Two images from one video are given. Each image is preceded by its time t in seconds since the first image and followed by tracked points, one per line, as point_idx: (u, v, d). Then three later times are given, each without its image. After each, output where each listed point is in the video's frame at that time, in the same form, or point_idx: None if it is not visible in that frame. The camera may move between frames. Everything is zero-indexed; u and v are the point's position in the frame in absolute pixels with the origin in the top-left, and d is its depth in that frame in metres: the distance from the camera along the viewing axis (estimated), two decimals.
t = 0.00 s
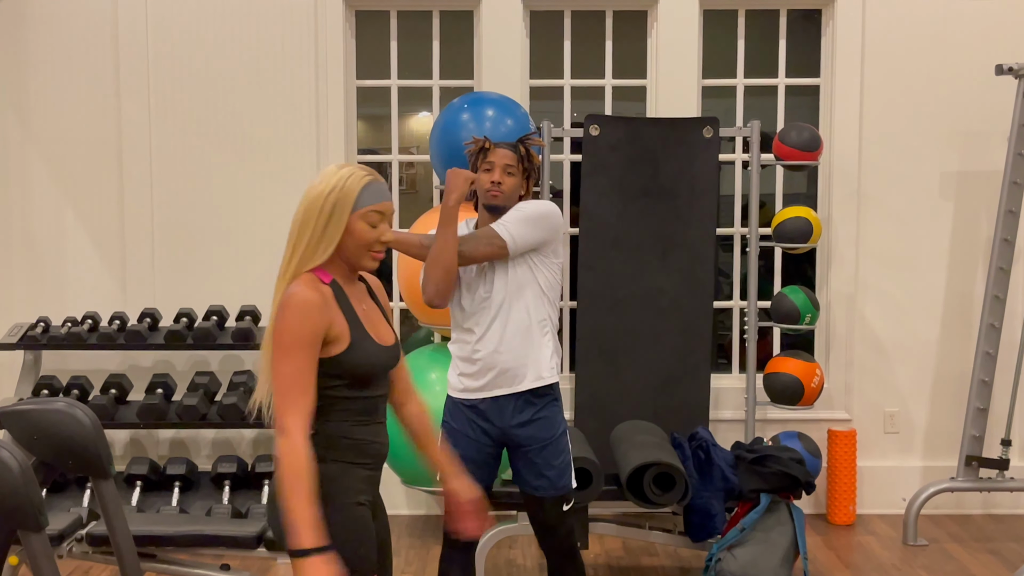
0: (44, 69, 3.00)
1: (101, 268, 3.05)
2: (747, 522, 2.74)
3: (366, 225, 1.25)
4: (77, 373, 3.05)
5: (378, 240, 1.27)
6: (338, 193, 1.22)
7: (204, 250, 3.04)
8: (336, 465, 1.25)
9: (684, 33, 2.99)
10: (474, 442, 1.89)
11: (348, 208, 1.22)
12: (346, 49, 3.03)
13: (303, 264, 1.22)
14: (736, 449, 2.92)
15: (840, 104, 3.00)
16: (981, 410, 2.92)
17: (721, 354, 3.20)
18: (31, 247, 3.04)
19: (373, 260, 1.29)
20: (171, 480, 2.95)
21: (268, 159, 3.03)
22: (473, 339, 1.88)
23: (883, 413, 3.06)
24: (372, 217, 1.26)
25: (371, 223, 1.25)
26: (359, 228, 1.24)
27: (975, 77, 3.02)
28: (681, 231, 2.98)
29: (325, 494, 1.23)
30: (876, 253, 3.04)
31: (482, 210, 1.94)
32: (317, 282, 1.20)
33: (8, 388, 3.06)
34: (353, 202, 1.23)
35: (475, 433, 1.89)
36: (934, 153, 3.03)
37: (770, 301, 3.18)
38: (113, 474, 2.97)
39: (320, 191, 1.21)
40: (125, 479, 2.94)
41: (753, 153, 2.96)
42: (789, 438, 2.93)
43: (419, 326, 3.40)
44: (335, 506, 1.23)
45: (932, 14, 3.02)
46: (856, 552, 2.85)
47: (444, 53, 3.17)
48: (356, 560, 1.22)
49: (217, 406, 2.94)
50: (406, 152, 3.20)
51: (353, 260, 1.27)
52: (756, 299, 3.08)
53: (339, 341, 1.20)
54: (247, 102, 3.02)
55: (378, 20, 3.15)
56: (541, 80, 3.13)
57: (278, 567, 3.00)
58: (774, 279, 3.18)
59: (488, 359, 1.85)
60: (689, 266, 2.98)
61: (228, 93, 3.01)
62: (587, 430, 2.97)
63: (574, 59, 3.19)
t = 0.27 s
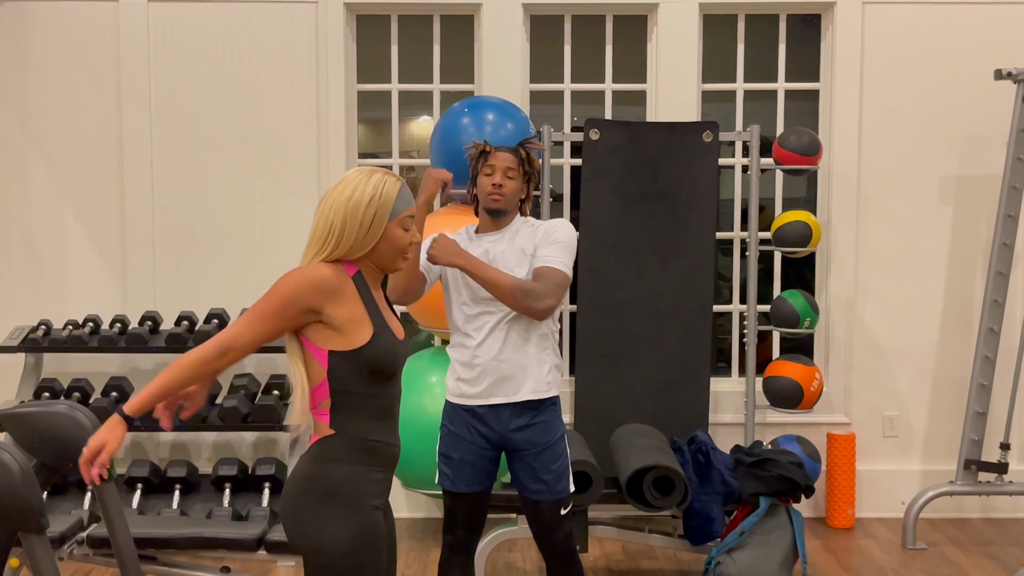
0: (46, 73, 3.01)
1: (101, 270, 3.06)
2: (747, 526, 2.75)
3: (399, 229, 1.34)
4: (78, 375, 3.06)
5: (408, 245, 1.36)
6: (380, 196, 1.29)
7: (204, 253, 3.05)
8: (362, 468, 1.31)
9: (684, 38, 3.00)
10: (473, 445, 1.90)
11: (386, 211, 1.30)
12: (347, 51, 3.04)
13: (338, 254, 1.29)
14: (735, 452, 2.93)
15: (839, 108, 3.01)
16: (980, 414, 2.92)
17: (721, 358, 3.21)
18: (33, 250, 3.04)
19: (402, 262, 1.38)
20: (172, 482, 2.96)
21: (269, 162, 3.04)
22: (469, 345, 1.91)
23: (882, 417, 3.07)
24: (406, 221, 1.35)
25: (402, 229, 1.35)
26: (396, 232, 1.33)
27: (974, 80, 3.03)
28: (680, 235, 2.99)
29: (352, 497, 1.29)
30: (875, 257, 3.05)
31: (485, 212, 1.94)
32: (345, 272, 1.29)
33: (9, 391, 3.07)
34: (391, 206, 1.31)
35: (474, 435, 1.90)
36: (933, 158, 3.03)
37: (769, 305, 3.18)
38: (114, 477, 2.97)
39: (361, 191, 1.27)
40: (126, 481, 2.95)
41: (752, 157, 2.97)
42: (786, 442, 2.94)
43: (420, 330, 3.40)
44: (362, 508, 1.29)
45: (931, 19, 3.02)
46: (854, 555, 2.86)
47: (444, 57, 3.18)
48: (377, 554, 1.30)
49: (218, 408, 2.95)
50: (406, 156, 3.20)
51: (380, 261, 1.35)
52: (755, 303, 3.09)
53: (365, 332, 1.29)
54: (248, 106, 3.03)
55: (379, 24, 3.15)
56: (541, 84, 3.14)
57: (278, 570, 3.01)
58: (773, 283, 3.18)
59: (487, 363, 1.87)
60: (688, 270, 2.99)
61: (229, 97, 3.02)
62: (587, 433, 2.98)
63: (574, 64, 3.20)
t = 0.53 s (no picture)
0: (55, 80, 3.07)
1: (109, 273, 3.12)
2: (742, 524, 2.80)
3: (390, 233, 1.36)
4: (86, 375, 3.12)
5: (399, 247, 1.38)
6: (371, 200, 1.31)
7: (211, 256, 3.11)
8: (362, 466, 1.34)
9: (681, 47, 3.06)
10: (478, 444, 1.95)
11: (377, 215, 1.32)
12: (351, 59, 3.11)
13: (333, 265, 1.31)
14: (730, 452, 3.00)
15: (833, 115, 3.07)
16: (971, 415, 2.99)
17: (717, 359, 3.27)
18: (43, 253, 3.11)
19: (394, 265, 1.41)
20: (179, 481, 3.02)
21: (274, 167, 3.10)
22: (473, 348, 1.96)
23: (875, 418, 3.13)
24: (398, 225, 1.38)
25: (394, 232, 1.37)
26: (387, 235, 1.36)
27: (965, 88, 3.10)
28: (678, 239, 3.05)
29: (355, 495, 1.32)
30: (868, 260, 3.11)
31: (494, 215, 1.99)
32: (339, 283, 1.30)
33: (19, 392, 3.13)
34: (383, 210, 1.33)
35: (479, 435, 1.95)
36: (925, 164, 3.10)
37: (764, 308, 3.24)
38: (121, 475, 3.03)
39: (351, 197, 1.30)
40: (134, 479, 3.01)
41: (748, 163, 3.03)
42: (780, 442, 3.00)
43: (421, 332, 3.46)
44: (364, 505, 1.33)
45: (923, 28, 3.09)
46: (847, 554, 2.92)
47: (446, 64, 3.24)
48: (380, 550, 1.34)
49: (224, 408, 3.01)
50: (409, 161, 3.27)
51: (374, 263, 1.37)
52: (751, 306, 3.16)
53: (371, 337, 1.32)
54: (254, 112, 3.09)
55: (382, 33, 3.22)
56: (541, 91, 3.20)
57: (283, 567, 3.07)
58: (768, 286, 3.25)
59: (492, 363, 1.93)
60: (685, 274, 3.05)
61: (235, 103, 3.09)
62: (585, 433, 3.04)
63: (573, 71, 3.26)
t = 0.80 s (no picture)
0: (85, 95, 3.29)
1: (135, 277, 3.34)
2: (726, 511, 3.00)
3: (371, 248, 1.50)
4: (112, 372, 3.33)
5: (378, 261, 1.53)
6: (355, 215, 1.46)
7: (230, 260, 3.33)
8: (362, 457, 1.51)
9: (671, 66, 3.28)
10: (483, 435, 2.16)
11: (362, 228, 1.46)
12: (362, 76, 3.33)
13: (318, 273, 1.45)
14: (715, 444, 3.22)
15: (812, 129, 3.29)
16: (939, 410, 3.20)
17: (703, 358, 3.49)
18: (73, 257, 3.32)
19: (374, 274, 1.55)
20: (200, 470, 3.23)
21: (290, 177, 3.32)
22: (480, 333, 2.18)
23: (851, 413, 3.34)
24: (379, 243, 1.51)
25: (375, 245, 1.51)
26: (367, 250, 1.50)
27: (936, 104, 3.32)
28: (667, 245, 3.26)
29: (358, 482, 1.49)
30: (844, 266, 3.33)
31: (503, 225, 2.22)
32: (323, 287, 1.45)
33: (50, 386, 3.35)
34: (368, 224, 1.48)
35: (484, 426, 2.16)
36: (898, 176, 3.31)
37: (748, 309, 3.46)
38: (146, 465, 3.23)
39: (338, 213, 1.44)
40: (158, 468, 3.22)
41: (733, 174, 3.25)
42: (762, 434, 3.22)
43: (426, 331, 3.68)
44: (365, 492, 1.50)
45: (896, 48, 3.31)
46: (824, 539, 3.14)
47: (450, 80, 3.47)
48: (382, 531, 1.50)
49: (242, 402, 3.22)
50: (416, 172, 3.49)
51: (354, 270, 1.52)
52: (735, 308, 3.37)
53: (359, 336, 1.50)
54: (271, 125, 3.31)
55: (391, 52, 3.45)
56: (539, 106, 3.42)
57: (297, 551, 3.28)
58: (751, 289, 3.46)
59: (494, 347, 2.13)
60: (674, 278, 3.27)
61: (253, 118, 3.31)
62: (580, 427, 3.25)
63: (569, 88, 3.48)
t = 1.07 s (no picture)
0: (103, 104, 3.44)
1: (150, 279, 3.49)
2: (715, 503, 3.14)
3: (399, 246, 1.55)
4: (128, 369, 3.48)
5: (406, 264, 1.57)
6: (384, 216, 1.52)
7: (242, 262, 3.48)
8: (384, 453, 1.56)
9: (663, 77, 3.44)
10: (485, 431, 2.25)
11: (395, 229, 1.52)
12: (368, 86, 3.48)
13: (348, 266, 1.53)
14: (706, 439, 3.36)
15: (798, 138, 3.44)
16: (920, 406, 3.35)
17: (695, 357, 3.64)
18: (91, 259, 3.48)
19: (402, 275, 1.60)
20: (213, 463, 3.37)
21: (299, 183, 3.47)
22: (485, 323, 2.23)
23: (836, 409, 3.49)
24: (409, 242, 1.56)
25: (404, 248, 1.56)
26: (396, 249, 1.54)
27: (917, 114, 3.47)
28: (659, 248, 3.41)
29: (379, 476, 1.54)
30: (830, 268, 3.48)
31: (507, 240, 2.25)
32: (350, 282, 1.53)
33: (68, 383, 3.50)
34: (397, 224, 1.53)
35: (486, 423, 2.25)
36: (881, 182, 3.47)
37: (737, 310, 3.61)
38: (161, 459, 3.38)
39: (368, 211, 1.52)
40: (173, 461, 3.37)
41: (722, 181, 3.41)
42: (750, 429, 3.36)
43: (429, 331, 3.83)
44: (385, 487, 1.55)
45: (878, 60, 3.46)
46: (809, 531, 3.29)
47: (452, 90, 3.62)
48: (397, 526, 1.54)
49: (254, 398, 3.36)
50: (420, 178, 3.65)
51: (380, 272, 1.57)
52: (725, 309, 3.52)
53: (388, 331, 1.56)
54: (281, 134, 3.47)
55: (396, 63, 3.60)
56: (537, 115, 3.58)
57: (306, 541, 3.45)
58: (740, 290, 3.61)
59: (494, 336, 2.20)
60: (666, 280, 3.41)
61: (264, 126, 3.46)
62: (576, 422, 3.39)
63: (566, 98, 3.64)
